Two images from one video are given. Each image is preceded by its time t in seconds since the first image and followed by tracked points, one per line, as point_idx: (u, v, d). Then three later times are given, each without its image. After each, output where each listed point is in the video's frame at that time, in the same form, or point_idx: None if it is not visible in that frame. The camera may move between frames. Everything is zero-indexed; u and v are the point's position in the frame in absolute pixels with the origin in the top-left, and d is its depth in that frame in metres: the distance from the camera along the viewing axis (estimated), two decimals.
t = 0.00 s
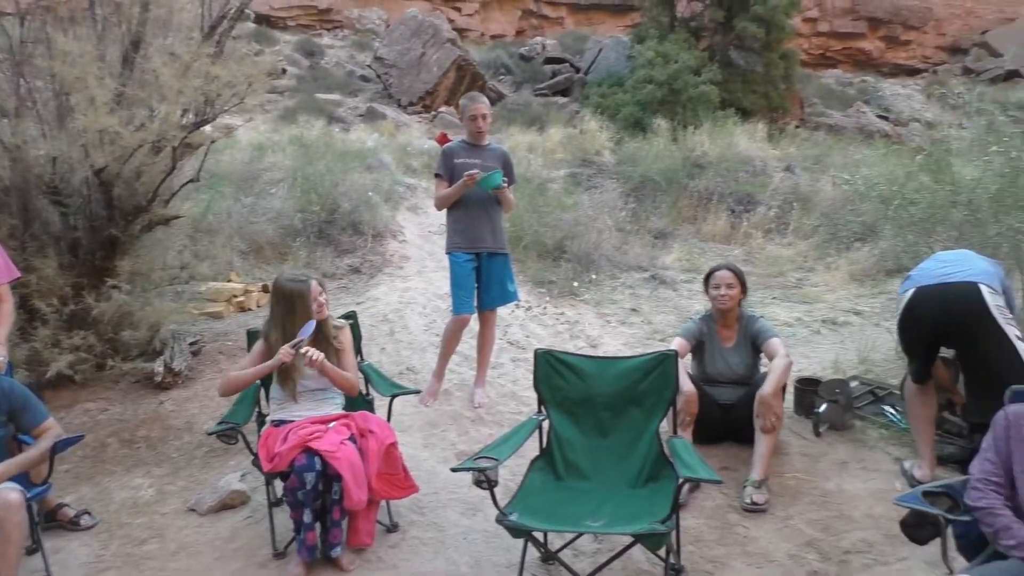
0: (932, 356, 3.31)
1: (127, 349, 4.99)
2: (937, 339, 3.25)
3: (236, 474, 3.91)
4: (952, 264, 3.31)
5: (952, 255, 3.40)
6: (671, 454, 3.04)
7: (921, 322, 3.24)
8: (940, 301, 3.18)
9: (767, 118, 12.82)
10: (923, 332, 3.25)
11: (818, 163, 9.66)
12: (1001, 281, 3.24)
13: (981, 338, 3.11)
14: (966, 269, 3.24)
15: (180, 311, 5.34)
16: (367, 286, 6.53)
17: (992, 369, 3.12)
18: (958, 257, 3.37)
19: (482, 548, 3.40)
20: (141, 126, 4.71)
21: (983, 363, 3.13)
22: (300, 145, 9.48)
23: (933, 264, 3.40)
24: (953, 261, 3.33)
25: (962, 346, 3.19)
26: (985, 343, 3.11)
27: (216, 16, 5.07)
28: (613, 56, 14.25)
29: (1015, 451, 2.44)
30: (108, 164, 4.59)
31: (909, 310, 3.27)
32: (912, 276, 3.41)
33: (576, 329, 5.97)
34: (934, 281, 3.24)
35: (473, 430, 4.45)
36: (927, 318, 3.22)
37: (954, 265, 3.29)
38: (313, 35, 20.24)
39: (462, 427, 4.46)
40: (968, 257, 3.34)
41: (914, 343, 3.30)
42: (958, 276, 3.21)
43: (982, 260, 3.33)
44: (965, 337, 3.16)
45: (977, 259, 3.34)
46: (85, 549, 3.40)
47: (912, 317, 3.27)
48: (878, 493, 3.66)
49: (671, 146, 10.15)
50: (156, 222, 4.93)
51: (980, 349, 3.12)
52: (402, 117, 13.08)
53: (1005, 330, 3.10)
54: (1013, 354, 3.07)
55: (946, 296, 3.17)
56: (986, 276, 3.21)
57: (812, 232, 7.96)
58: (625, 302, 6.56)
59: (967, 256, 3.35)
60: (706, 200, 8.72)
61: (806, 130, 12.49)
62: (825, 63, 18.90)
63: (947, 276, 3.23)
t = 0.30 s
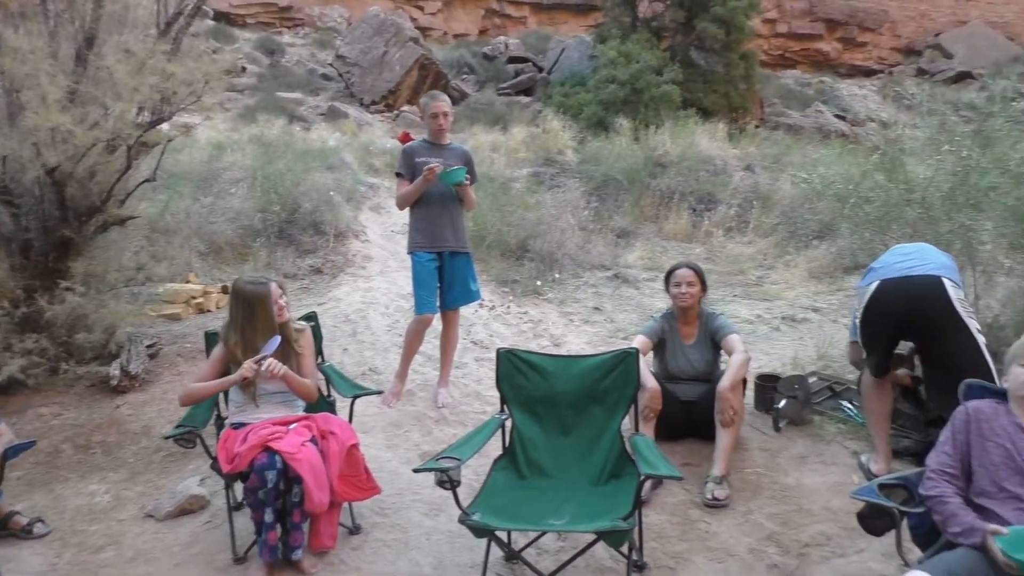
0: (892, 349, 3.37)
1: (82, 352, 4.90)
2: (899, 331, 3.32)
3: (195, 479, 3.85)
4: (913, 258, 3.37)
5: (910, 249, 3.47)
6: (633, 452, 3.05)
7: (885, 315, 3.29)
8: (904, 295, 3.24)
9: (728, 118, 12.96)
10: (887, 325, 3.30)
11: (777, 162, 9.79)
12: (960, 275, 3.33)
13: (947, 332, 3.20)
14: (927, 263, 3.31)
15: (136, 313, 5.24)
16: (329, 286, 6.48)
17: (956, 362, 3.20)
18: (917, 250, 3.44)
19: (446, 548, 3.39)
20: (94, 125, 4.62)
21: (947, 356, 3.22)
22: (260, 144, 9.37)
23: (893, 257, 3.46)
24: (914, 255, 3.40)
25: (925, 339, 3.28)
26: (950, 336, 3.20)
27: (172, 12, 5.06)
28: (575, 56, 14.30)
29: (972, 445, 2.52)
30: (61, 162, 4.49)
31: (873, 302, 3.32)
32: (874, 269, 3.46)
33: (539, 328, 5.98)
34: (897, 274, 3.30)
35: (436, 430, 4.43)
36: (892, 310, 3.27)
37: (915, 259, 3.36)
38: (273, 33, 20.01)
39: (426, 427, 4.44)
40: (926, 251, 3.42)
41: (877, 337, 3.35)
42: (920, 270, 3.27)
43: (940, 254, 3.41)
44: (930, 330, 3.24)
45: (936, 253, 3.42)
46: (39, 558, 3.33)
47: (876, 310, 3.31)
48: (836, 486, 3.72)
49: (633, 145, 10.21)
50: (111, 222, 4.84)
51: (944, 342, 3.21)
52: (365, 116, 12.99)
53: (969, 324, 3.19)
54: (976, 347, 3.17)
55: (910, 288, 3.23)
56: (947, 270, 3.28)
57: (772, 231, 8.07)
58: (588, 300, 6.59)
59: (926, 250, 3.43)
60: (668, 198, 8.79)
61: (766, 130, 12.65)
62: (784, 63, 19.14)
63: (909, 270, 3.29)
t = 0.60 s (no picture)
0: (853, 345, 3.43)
1: (32, 356, 4.81)
2: (861, 326, 3.37)
3: (150, 484, 3.79)
4: (875, 254, 3.42)
5: (871, 244, 3.51)
6: (593, 451, 3.07)
7: (849, 311, 3.33)
8: (868, 290, 3.29)
9: (687, 119, 13.09)
10: (849, 322, 3.35)
11: (735, 162, 9.91)
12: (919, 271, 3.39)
13: (909, 328, 3.27)
14: (890, 259, 3.36)
15: (89, 317, 5.14)
16: (289, 288, 6.41)
17: (915, 358, 3.29)
18: (878, 246, 3.49)
19: (407, 550, 3.37)
20: (44, 124, 4.50)
21: (907, 351, 3.30)
22: (217, 144, 9.24)
23: (855, 252, 3.50)
24: (876, 251, 3.45)
25: (885, 334, 3.35)
26: (910, 332, 3.27)
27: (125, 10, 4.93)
28: (537, 56, 14.32)
29: (923, 443, 2.60)
30: (9, 162, 4.34)
31: (837, 297, 3.36)
32: (837, 264, 3.49)
33: (500, 328, 5.98)
34: (862, 269, 3.34)
35: (397, 431, 4.41)
36: (855, 306, 3.31)
37: (877, 255, 3.41)
38: (232, 31, 19.75)
39: (387, 429, 4.42)
40: (887, 247, 3.46)
41: (840, 333, 3.40)
42: (885, 266, 3.32)
43: (899, 250, 3.46)
44: (892, 326, 3.31)
45: (897, 249, 3.48)
46: None
47: (840, 306, 3.35)
48: (793, 482, 3.78)
49: (594, 146, 10.26)
50: (62, 223, 4.74)
51: (905, 338, 3.29)
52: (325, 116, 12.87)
53: (930, 320, 3.27)
54: (934, 343, 3.26)
55: (875, 283, 3.28)
56: (909, 266, 3.34)
57: (730, 230, 8.17)
58: (549, 300, 6.61)
59: (887, 246, 3.48)
60: (628, 199, 8.85)
61: (724, 131, 12.80)
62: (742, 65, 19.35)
63: (874, 266, 3.33)
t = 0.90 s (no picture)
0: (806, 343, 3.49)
1: None
2: (812, 324, 3.43)
3: (102, 491, 3.71)
4: (826, 252, 3.47)
5: (822, 244, 3.56)
6: (552, 451, 3.08)
7: (802, 309, 3.38)
8: (819, 288, 3.34)
9: (646, 119, 13.20)
10: (803, 320, 3.41)
11: (692, 162, 10.00)
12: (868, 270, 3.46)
13: (858, 326, 3.35)
14: (840, 258, 3.42)
15: (37, 320, 5.01)
16: (246, 289, 6.33)
17: (865, 354, 3.37)
18: (829, 245, 3.53)
19: (366, 553, 3.35)
20: None
21: (856, 348, 3.37)
22: (172, 142, 9.08)
23: (807, 251, 3.54)
24: (827, 249, 3.50)
25: (837, 332, 3.41)
26: (859, 329, 3.35)
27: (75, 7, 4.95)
28: (497, 56, 14.33)
29: (875, 442, 2.65)
30: None
31: (790, 295, 3.40)
32: (790, 262, 3.53)
33: (460, 329, 5.97)
34: (814, 267, 3.39)
35: (356, 433, 4.37)
36: (808, 304, 3.37)
37: (828, 253, 3.46)
38: (187, 28, 19.42)
39: (345, 431, 4.38)
40: (838, 247, 3.52)
41: (793, 330, 3.45)
42: (835, 264, 3.38)
43: (849, 250, 3.52)
44: (841, 324, 3.38)
45: (846, 249, 3.54)
46: None
47: (792, 304, 3.40)
48: (748, 478, 3.83)
49: (553, 146, 10.29)
50: (9, 224, 4.62)
51: (853, 336, 3.36)
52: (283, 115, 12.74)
53: (878, 319, 3.34)
54: (882, 340, 3.34)
55: (825, 281, 3.33)
56: (858, 265, 3.41)
57: (688, 230, 8.26)
58: (509, 300, 6.62)
59: (838, 245, 3.54)
60: (588, 199, 8.90)
61: (682, 132, 12.94)
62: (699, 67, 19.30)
63: (825, 264, 3.38)
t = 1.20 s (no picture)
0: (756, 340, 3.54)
1: None
2: (761, 321, 3.49)
3: (50, 500, 3.63)
4: (774, 251, 3.53)
5: (771, 243, 3.61)
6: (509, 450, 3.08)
7: (753, 308, 3.44)
8: (767, 286, 3.39)
9: (603, 119, 13.28)
10: (753, 318, 3.46)
11: (649, 162, 10.09)
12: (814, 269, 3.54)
13: (805, 323, 3.42)
14: (788, 256, 3.49)
15: None
16: (199, 291, 6.22)
17: (812, 350, 3.45)
18: (777, 245, 3.59)
19: (323, 557, 3.32)
20: None
21: (804, 344, 3.45)
22: (122, 142, 8.89)
23: (756, 250, 3.59)
24: (774, 248, 3.56)
25: (785, 330, 3.49)
26: (807, 326, 3.43)
27: None
28: (455, 56, 14.29)
29: (823, 442, 2.70)
30: None
31: (739, 293, 3.45)
32: (739, 262, 3.57)
33: (418, 329, 5.95)
34: (762, 265, 3.44)
35: (313, 436, 4.33)
36: (759, 302, 3.42)
37: (775, 252, 3.52)
38: (138, 25, 19.02)
39: (302, 434, 4.34)
40: (785, 247, 3.57)
41: (743, 328, 3.50)
42: (783, 262, 3.45)
43: (796, 249, 3.58)
44: (789, 323, 3.45)
45: (792, 248, 3.60)
46: None
47: (742, 301, 3.46)
48: (704, 473, 3.88)
49: (511, 146, 10.30)
50: None
51: (800, 334, 3.45)
52: (238, 114, 12.56)
53: (823, 316, 3.42)
54: (827, 337, 3.42)
55: (773, 279, 3.39)
56: (804, 264, 3.47)
57: (644, 229, 8.33)
58: (467, 300, 6.61)
59: (784, 244, 3.61)
60: (545, 198, 8.93)
61: (638, 132, 13.04)
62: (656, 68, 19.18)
63: (773, 262, 3.44)
